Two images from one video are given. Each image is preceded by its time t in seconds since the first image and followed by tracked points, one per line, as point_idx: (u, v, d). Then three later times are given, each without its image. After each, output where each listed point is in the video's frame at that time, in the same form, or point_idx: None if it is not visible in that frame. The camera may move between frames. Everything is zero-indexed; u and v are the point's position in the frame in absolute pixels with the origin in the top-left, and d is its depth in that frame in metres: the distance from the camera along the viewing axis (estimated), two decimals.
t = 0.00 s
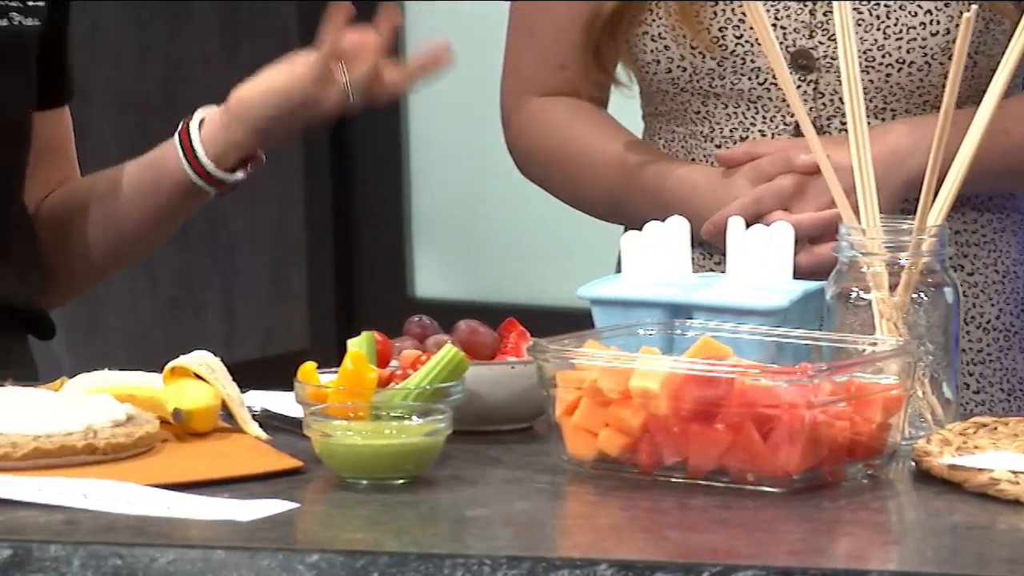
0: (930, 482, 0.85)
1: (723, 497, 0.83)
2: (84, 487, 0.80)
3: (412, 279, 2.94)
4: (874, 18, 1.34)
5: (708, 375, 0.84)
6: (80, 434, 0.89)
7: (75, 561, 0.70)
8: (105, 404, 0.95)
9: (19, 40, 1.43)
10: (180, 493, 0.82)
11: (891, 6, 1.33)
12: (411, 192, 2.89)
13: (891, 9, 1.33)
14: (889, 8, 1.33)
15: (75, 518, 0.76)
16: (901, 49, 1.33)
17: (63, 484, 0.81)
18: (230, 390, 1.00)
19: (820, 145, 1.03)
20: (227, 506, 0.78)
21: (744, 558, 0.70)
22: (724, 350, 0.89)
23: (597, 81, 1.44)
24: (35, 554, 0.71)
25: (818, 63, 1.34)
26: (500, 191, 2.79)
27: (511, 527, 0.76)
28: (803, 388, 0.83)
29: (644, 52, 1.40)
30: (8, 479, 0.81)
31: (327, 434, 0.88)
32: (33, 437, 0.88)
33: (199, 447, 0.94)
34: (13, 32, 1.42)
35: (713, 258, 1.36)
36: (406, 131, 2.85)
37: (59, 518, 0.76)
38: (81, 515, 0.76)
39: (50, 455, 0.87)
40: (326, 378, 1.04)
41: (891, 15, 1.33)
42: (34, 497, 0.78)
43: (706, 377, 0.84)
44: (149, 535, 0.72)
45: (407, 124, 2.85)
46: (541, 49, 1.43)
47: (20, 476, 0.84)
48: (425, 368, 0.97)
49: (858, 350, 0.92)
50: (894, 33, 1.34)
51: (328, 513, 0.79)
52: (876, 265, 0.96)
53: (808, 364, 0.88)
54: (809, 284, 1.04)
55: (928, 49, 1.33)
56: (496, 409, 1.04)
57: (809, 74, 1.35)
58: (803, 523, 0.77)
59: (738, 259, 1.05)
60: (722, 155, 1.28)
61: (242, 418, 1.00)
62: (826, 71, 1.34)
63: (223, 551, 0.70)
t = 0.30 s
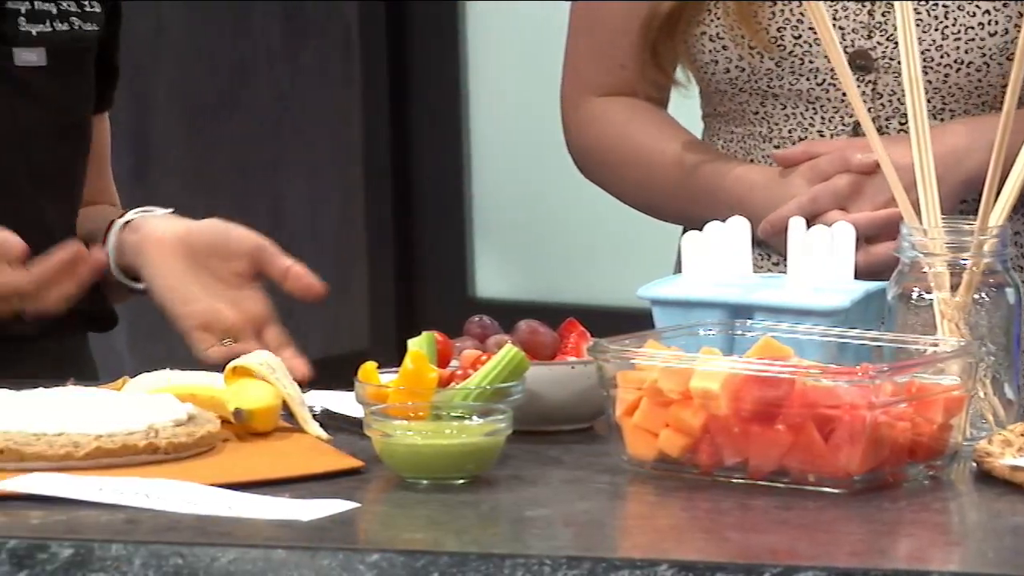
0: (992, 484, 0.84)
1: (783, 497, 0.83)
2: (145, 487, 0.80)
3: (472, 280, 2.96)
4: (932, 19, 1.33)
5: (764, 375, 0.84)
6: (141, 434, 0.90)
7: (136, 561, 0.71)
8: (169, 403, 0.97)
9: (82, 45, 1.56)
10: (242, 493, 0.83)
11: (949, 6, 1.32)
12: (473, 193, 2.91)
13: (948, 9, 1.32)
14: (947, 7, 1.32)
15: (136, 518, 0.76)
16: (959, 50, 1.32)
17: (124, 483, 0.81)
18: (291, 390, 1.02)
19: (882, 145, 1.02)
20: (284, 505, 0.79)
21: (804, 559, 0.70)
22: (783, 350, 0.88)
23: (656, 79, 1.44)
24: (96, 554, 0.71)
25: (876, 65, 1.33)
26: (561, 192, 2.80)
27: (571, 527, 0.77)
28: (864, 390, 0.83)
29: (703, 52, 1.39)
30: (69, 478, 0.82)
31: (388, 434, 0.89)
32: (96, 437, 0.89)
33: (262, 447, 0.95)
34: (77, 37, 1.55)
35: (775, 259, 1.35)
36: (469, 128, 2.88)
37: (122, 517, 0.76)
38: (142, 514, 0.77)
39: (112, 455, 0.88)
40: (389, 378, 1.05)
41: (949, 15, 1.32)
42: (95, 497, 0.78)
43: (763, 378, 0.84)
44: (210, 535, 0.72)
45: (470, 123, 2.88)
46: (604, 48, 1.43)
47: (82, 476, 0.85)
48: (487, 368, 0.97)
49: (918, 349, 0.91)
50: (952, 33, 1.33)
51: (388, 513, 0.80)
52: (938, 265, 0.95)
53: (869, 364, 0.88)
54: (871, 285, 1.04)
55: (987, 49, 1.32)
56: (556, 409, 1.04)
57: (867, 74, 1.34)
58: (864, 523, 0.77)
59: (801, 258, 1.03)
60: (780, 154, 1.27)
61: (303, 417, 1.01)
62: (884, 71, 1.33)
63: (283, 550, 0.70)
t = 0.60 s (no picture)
0: None
1: (844, 498, 0.83)
2: (206, 487, 0.81)
3: (533, 280, 2.96)
4: (993, 18, 1.31)
5: (829, 377, 0.84)
6: (203, 433, 0.91)
7: (197, 560, 0.71)
8: (229, 404, 0.98)
9: (144, 50, 1.58)
10: (304, 493, 0.84)
11: (1011, 6, 1.31)
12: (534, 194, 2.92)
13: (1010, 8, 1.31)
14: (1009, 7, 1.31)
15: (199, 517, 0.77)
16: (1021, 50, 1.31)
17: (185, 484, 0.82)
18: (351, 390, 1.03)
19: (945, 146, 1.01)
20: (342, 505, 0.80)
21: (865, 559, 0.69)
22: (844, 351, 0.88)
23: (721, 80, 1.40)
24: (158, 553, 0.71)
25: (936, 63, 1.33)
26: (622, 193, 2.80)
27: (631, 527, 0.77)
28: (926, 390, 0.83)
29: (762, 51, 1.39)
30: (132, 479, 0.82)
31: (448, 434, 0.90)
32: (157, 437, 0.90)
33: (323, 447, 0.96)
34: (139, 42, 1.57)
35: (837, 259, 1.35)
36: (530, 129, 2.89)
37: (184, 516, 0.77)
38: (204, 514, 0.77)
39: (174, 454, 0.88)
40: (450, 377, 1.06)
41: (1011, 15, 1.31)
42: (157, 497, 0.79)
43: (826, 378, 0.84)
44: (270, 535, 0.73)
45: (530, 123, 2.88)
46: (664, 48, 1.42)
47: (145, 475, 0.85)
48: (548, 368, 0.98)
49: (980, 350, 0.90)
50: (1013, 32, 1.31)
51: (448, 513, 0.81)
52: (1000, 265, 0.94)
53: (929, 364, 0.89)
54: (933, 285, 1.03)
55: None
56: (615, 410, 1.04)
57: (928, 74, 1.33)
58: (925, 524, 0.77)
59: (862, 258, 1.03)
60: (840, 153, 1.26)
61: (364, 417, 1.02)
62: (946, 70, 1.33)
63: (344, 549, 0.70)
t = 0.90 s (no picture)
0: None
1: (904, 499, 0.82)
2: (266, 487, 0.82)
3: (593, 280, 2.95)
4: None
5: (889, 377, 0.83)
6: (263, 433, 0.92)
7: (257, 560, 0.71)
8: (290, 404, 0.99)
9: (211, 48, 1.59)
10: (364, 492, 0.84)
11: None
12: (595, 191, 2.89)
13: None
14: None
15: (261, 516, 0.77)
16: None
17: (244, 483, 0.83)
18: (411, 390, 1.03)
19: (1005, 145, 1.00)
20: (401, 505, 0.80)
21: (925, 560, 0.69)
22: (904, 351, 0.88)
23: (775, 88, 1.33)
24: (218, 552, 0.71)
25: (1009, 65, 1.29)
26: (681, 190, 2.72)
27: (690, 528, 0.77)
28: (986, 391, 0.82)
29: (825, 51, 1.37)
30: (193, 479, 0.83)
31: (508, 434, 0.90)
32: (218, 436, 0.91)
33: (382, 447, 0.97)
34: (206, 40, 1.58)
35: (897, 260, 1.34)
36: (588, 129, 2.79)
37: (244, 515, 0.78)
38: (264, 514, 0.78)
39: (233, 454, 0.89)
40: (509, 377, 1.06)
41: None
42: (217, 496, 0.80)
43: (886, 379, 0.83)
44: (327, 535, 0.73)
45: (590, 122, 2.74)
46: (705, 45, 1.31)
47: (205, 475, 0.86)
48: (608, 368, 0.98)
49: None
50: None
51: (507, 513, 0.81)
52: None
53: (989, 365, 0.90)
54: (993, 286, 1.02)
55: None
56: (674, 410, 1.04)
57: (994, 74, 1.29)
58: (985, 525, 0.76)
59: (922, 258, 1.03)
60: (905, 152, 1.27)
61: (423, 417, 1.03)
62: (1012, 71, 1.29)
63: (403, 549, 0.70)
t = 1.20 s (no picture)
0: None
1: (963, 501, 0.82)
2: (323, 487, 0.82)
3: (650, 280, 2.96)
4: None
5: (946, 378, 0.83)
6: (321, 433, 0.93)
7: (314, 560, 0.71)
8: (348, 405, 1.00)
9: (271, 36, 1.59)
10: (421, 492, 0.85)
11: None
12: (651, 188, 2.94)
13: None
14: None
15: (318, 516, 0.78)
16: None
17: (302, 484, 0.84)
18: (468, 390, 1.04)
19: None
20: (458, 505, 0.81)
21: (984, 561, 0.68)
22: (963, 351, 0.87)
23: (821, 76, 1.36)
24: (276, 552, 0.71)
25: None
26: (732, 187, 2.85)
27: (747, 529, 0.77)
28: None
29: (879, 52, 1.37)
30: (252, 479, 0.84)
31: (565, 434, 0.90)
32: (275, 436, 0.92)
33: (440, 447, 0.98)
34: (263, 28, 1.58)
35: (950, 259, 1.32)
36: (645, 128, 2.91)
37: (301, 515, 0.78)
38: (321, 514, 0.79)
39: (291, 453, 0.90)
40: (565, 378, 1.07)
41: None
42: (275, 496, 0.80)
43: (943, 380, 0.83)
44: (381, 535, 0.73)
45: (647, 123, 2.90)
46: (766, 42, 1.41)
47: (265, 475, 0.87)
48: (665, 368, 0.98)
49: None
50: None
51: (564, 513, 0.81)
52: None
53: None
54: None
55: None
56: (730, 410, 1.04)
57: None
58: None
59: (979, 258, 1.01)
60: (966, 156, 1.22)
61: (480, 417, 1.03)
62: None
63: (460, 549, 0.71)
